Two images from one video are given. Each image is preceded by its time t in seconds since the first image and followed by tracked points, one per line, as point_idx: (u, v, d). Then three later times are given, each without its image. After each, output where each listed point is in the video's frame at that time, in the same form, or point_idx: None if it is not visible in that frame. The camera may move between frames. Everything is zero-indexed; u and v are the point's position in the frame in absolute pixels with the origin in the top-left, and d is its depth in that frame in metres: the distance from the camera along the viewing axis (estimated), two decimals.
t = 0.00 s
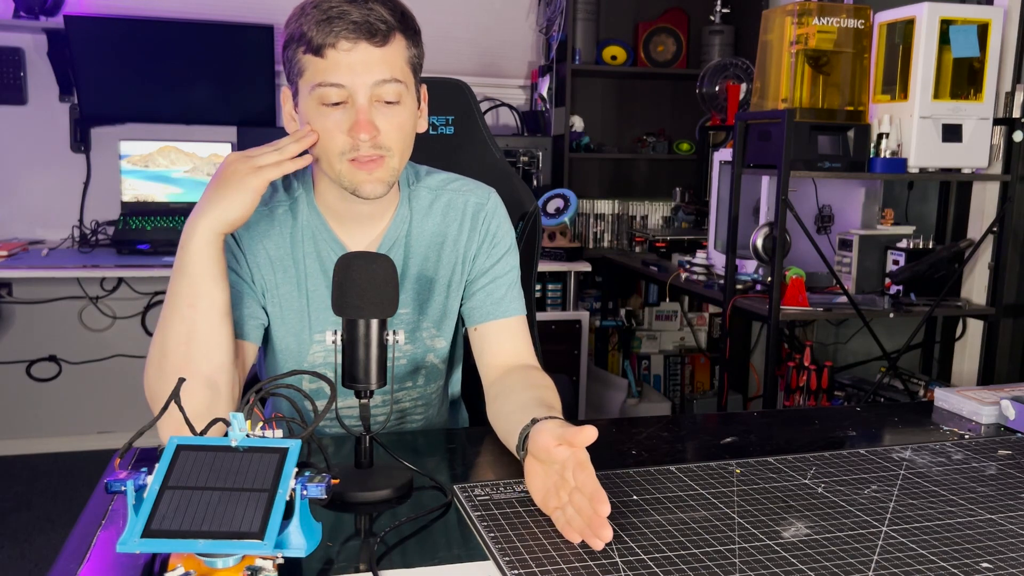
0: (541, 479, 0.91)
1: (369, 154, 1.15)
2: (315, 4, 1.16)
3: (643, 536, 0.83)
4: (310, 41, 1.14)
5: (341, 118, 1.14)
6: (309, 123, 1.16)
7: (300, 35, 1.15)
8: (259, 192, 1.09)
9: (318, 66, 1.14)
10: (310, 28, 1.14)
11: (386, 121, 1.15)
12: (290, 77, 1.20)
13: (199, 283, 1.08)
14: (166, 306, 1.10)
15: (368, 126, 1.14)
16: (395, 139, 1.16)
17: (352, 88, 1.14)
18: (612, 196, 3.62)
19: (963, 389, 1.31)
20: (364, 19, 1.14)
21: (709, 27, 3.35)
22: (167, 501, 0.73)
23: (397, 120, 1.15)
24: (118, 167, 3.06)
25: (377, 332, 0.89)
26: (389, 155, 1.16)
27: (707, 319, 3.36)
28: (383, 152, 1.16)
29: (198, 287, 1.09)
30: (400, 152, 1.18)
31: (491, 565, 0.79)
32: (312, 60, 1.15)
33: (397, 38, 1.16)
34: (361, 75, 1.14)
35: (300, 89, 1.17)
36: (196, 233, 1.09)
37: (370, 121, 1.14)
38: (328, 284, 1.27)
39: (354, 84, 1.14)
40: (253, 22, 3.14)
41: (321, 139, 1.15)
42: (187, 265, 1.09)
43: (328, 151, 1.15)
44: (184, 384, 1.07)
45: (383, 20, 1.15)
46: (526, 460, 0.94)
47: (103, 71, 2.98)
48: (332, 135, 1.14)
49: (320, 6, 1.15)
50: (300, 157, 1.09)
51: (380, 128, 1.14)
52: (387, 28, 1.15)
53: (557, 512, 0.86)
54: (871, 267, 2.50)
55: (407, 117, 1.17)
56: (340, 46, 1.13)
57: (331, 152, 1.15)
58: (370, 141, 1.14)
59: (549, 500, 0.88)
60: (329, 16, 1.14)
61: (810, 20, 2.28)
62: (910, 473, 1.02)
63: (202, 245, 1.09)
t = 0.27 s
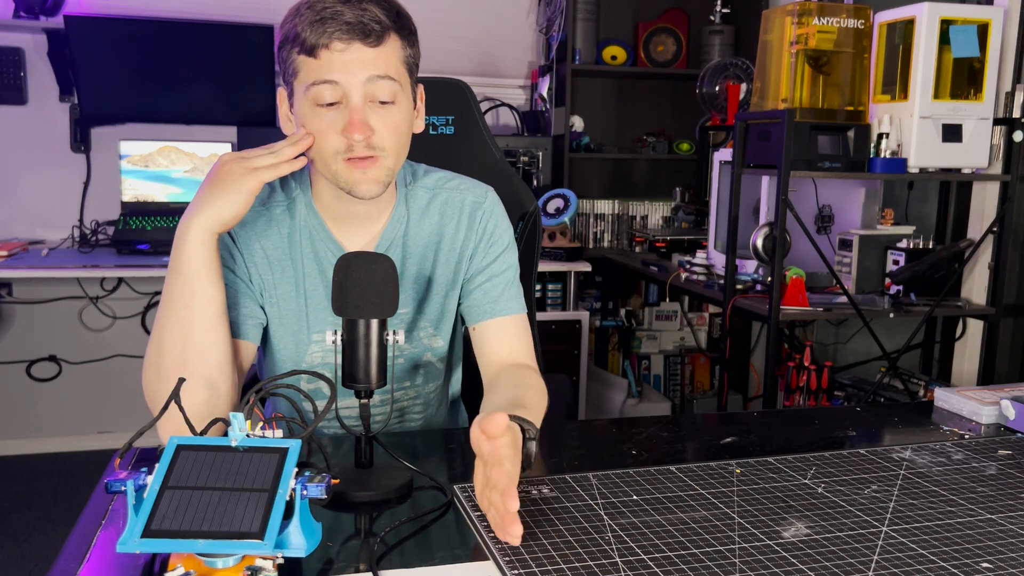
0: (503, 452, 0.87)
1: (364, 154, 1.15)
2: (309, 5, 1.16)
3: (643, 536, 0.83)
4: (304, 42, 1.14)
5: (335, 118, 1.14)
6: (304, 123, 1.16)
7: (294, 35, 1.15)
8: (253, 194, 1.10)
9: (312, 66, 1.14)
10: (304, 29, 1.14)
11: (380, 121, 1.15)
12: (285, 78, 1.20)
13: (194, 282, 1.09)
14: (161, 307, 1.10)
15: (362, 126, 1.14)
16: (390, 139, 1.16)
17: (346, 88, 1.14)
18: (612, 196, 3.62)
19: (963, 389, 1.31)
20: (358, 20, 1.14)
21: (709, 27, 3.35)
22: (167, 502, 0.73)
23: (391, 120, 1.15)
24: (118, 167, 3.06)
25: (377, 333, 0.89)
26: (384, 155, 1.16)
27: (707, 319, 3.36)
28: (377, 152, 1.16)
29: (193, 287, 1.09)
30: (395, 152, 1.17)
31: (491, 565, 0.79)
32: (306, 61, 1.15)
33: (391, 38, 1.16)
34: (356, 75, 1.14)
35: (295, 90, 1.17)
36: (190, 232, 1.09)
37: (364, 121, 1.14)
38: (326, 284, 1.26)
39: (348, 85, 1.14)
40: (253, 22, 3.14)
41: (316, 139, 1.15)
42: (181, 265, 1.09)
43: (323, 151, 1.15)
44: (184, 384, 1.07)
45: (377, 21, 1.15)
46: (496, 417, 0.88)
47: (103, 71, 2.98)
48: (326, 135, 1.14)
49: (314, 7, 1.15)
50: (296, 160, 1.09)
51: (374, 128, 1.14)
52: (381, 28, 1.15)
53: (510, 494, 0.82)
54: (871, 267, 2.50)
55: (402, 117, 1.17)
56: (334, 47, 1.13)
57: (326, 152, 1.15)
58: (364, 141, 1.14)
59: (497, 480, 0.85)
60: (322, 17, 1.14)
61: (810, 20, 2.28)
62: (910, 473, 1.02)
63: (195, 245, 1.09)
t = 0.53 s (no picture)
0: (506, 452, 0.87)
1: (362, 154, 1.15)
2: (308, 4, 1.16)
3: (643, 536, 0.83)
4: (303, 41, 1.14)
5: (334, 118, 1.14)
6: (303, 123, 1.16)
7: (293, 35, 1.16)
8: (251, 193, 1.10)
9: (311, 66, 1.14)
10: (302, 29, 1.14)
11: (378, 119, 1.15)
12: (284, 77, 1.20)
13: (192, 282, 1.09)
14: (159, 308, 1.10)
15: (361, 125, 1.14)
16: (388, 138, 1.16)
17: (345, 87, 1.14)
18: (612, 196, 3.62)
19: (963, 389, 1.31)
20: (356, 19, 1.14)
21: (709, 27, 3.35)
22: (167, 502, 0.73)
23: (389, 118, 1.15)
24: (118, 167, 3.06)
25: (377, 333, 0.88)
26: (383, 154, 1.16)
27: (706, 319, 3.36)
28: (376, 152, 1.16)
29: (189, 288, 1.09)
30: (393, 151, 1.17)
31: (491, 566, 0.79)
32: (305, 60, 1.15)
33: (390, 38, 1.16)
34: (354, 74, 1.14)
35: (294, 90, 1.17)
36: (187, 233, 1.09)
37: (363, 120, 1.14)
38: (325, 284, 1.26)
39: (347, 83, 1.14)
40: (253, 22, 3.14)
41: (314, 138, 1.15)
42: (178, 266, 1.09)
43: (322, 151, 1.16)
44: (184, 385, 1.06)
45: (376, 20, 1.15)
46: (503, 418, 0.89)
47: (103, 71, 2.98)
48: (325, 134, 1.14)
49: (313, 6, 1.15)
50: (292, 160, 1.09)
51: (373, 127, 1.14)
52: (379, 28, 1.15)
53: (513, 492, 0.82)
54: (871, 267, 2.50)
55: (400, 116, 1.17)
56: (332, 46, 1.13)
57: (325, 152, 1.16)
58: (363, 140, 1.14)
59: (500, 478, 0.85)
60: (320, 16, 1.14)
61: (810, 20, 2.28)
62: (910, 473, 1.02)
63: (192, 245, 1.09)
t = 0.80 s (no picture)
0: (506, 452, 0.87)
1: (364, 155, 1.15)
2: (310, 5, 1.16)
3: (643, 536, 0.83)
4: (305, 42, 1.14)
5: (336, 119, 1.14)
6: (305, 124, 1.16)
7: (295, 36, 1.15)
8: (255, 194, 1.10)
9: (313, 66, 1.14)
10: (304, 30, 1.14)
11: (380, 120, 1.15)
12: (286, 78, 1.21)
13: (194, 283, 1.09)
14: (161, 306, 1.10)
15: (363, 125, 1.13)
16: (390, 139, 1.16)
17: (347, 88, 1.14)
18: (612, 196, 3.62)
19: (963, 389, 1.31)
20: (359, 20, 1.13)
21: (709, 27, 3.34)
22: (167, 502, 0.73)
23: (391, 119, 1.15)
24: (118, 167, 3.06)
25: (377, 333, 0.89)
26: (385, 156, 1.16)
27: (706, 319, 3.36)
28: (378, 153, 1.16)
29: (191, 288, 1.09)
30: (395, 153, 1.17)
31: (491, 565, 0.79)
32: (307, 61, 1.15)
33: (392, 39, 1.16)
34: (356, 75, 1.14)
35: (296, 90, 1.17)
36: (189, 233, 1.09)
37: (365, 121, 1.14)
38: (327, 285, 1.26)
39: (349, 84, 1.14)
40: (253, 22, 3.14)
41: (317, 139, 1.15)
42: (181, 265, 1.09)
43: (324, 152, 1.16)
44: (184, 384, 1.07)
45: (378, 21, 1.15)
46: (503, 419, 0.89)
47: (103, 71, 2.98)
48: (327, 135, 1.14)
49: (315, 7, 1.15)
50: (296, 162, 1.09)
51: (375, 128, 1.14)
52: (382, 29, 1.15)
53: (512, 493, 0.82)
54: (871, 267, 2.50)
55: (403, 117, 1.17)
56: (334, 47, 1.13)
57: (328, 153, 1.16)
58: (365, 141, 1.14)
59: (500, 478, 0.85)
60: (323, 18, 1.14)
61: (810, 20, 2.28)
62: (910, 473, 1.02)
63: (194, 246, 1.09)
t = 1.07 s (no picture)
0: (505, 453, 0.88)
1: (367, 156, 1.15)
2: (311, 5, 1.16)
3: (643, 536, 0.83)
4: (307, 43, 1.14)
5: (339, 120, 1.14)
6: (307, 124, 1.16)
7: (297, 36, 1.15)
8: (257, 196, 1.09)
9: (315, 67, 1.14)
10: (306, 30, 1.14)
11: (383, 121, 1.15)
12: (287, 79, 1.21)
13: (195, 283, 1.09)
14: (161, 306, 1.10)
15: (365, 127, 1.14)
16: (393, 140, 1.16)
17: (349, 89, 1.14)
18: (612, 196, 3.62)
19: (963, 389, 1.31)
20: (361, 21, 1.13)
21: (709, 27, 3.34)
22: (167, 502, 0.73)
23: (394, 120, 1.15)
24: (118, 167, 3.06)
25: (377, 332, 0.89)
26: (388, 156, 1.16)
27: (707, 319, 3.35)
28: (381, 154, 1.16)
29: (192, 288, 1.09)
30: (398, 153, 1.17)
31: (491, 565, 0.79)
32: (309, 62, 1.15)
33: (394, 38, 1.16)
34: (358, 75, 1.14)
35: (298, 91, 1.17)
36: (191, 233, 1.09)
37: (367, 122, 1.14)
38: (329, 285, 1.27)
39: (351, 85, 1.14)
40: (253, 22, 3.14)
41: (319, 141, 1.15)
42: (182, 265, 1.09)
43: (327, 154, 1.16)
44: (184, 384, 1.07)
45: (379, 22, 1.15)
46: (500, 421, 0.90)
47: (103, 71, 2.98)
48: (330, 136, 1.15)
49: (316, 8, 1.15)
50: (298, 162, 1.09)
51: (377, 129, 1.14)
52: (383, 29, 1.15)
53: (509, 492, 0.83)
54: (871, 267, 2.50)
55: (405, 118, 1.17)
56: (336, 48, 1.13)
57: (330, 154, 1.16)
58: (367, 142, 1.14)
59: (498, 478, 0.86)
60: (324, 18, 1.14)
61: (810, 20, 2.28)
62: (910, 473, 1.02)
63: (196, 246, 1.09)
